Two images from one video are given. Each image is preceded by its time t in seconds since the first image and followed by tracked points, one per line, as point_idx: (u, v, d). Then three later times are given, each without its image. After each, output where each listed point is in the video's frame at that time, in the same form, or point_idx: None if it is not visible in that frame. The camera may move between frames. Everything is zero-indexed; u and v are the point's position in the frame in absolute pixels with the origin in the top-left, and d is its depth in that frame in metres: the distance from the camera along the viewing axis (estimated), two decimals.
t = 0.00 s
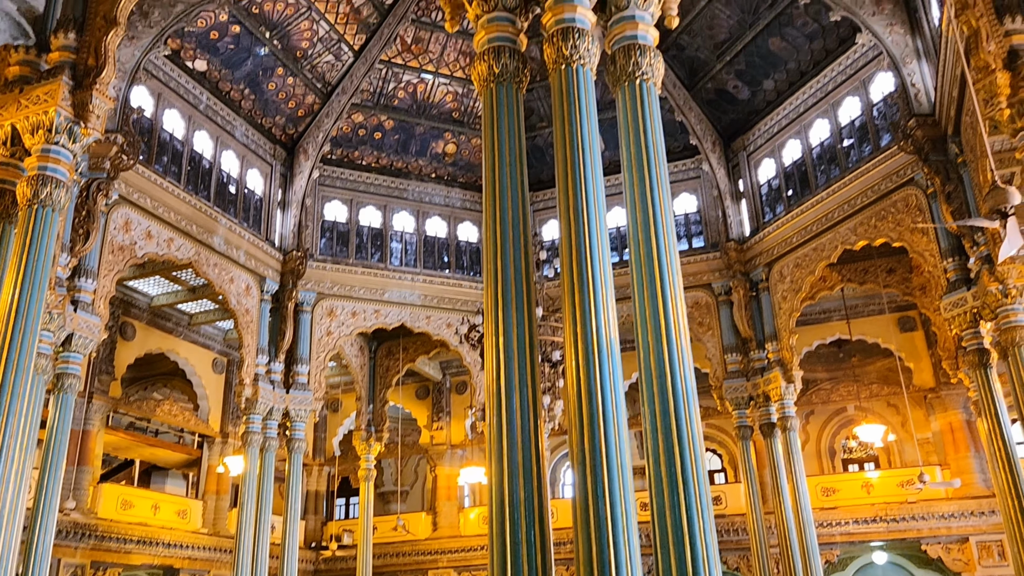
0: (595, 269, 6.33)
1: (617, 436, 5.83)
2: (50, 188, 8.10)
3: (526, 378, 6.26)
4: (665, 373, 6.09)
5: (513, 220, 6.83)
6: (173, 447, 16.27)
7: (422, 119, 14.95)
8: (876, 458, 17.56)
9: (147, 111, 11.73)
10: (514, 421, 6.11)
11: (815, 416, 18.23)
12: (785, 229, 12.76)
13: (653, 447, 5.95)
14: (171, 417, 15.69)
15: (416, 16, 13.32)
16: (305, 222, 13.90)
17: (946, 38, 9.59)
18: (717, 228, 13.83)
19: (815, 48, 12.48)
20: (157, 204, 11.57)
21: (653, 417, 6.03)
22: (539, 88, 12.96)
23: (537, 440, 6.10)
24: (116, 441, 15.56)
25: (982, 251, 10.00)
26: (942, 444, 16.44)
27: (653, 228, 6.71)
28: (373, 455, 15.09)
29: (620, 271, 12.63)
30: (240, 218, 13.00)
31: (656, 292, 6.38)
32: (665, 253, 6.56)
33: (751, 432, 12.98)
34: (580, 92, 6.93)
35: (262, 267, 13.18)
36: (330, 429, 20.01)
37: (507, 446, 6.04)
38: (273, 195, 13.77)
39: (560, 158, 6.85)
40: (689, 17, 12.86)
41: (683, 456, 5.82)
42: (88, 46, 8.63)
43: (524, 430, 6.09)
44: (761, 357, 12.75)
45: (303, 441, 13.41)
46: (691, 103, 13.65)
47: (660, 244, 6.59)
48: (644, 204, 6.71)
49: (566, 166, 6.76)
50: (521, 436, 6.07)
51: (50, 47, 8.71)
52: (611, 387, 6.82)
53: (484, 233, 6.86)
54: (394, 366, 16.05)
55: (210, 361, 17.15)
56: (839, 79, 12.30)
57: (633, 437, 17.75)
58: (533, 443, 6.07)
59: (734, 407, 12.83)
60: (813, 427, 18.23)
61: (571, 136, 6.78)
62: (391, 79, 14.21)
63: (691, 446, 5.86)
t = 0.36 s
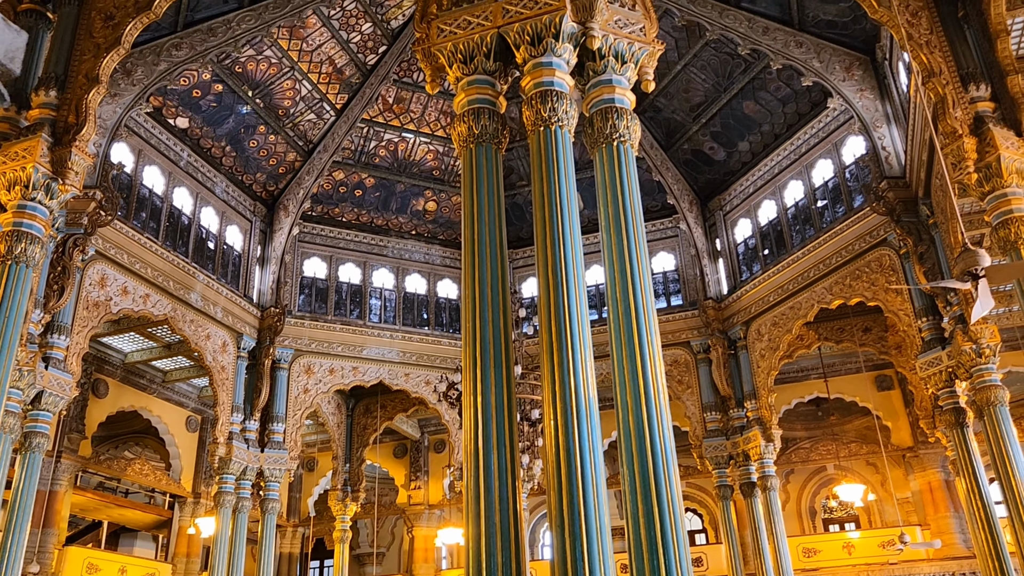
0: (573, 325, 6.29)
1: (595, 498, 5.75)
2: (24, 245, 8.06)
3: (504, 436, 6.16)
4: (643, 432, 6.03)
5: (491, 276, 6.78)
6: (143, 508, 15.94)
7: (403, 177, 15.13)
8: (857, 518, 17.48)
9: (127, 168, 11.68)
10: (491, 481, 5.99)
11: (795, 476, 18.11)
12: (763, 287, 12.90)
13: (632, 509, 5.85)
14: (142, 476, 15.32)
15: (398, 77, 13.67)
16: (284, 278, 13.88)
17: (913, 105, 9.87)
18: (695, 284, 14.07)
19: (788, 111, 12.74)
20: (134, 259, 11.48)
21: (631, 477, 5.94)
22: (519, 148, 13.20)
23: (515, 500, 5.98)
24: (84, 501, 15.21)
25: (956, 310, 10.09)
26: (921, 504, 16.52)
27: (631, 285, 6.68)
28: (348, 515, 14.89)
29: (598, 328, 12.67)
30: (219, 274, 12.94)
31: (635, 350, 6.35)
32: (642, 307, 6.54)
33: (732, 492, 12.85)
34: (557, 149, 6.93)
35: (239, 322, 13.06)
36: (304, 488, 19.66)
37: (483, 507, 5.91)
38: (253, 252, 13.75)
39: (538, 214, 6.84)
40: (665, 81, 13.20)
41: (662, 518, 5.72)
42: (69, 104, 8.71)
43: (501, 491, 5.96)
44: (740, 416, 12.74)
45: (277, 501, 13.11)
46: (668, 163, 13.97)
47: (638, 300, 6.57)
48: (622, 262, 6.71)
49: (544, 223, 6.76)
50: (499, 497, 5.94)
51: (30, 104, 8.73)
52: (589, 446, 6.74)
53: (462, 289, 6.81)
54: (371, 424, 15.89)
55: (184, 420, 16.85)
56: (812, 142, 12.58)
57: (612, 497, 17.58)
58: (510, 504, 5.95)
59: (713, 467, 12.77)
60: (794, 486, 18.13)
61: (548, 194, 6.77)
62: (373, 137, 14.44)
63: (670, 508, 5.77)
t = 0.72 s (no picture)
0: (566, 377, 6.27)
1: (588, 558, 5.64)
2: (15, 289, 8.01)
3: (496, 495, 6.04)
4: (636, 484, 5.95)
5: (484, 335, 6.70)
6: (127, 557, 15.48)
7: (397, 224, 15.25)
8: (852, 571, 17.26)
9: (121, 214, 11.69)
10: (483, 533, 5.89)
11: (789, 528, 17.92)
12: (754, 338, 12.93)
13: (624, 562, 5.76)
14: (125, 525, 15.13)
15: (393, 126, 13.91)
16: (275, 324, 13.87)
17: (901, 159, 10.02)
18: (687, 334, 14.13)
19: (779, 163, 12.89)
20: (126, 304, 11.42)
21: (624, 530, 5.86)
22: (513, 197, 13.34)
23: (506, 553, 5.87)
24: (66, 551, 14.96)
25: (947, 361, 10.13)
26: (916, 558, 16.43)
27: (624, 335, 6.66)
28: (336, 565, 14.60)
29: (591, 377, 12.63)
30: (210, 319, 12.91)
31: (627, 401, 6.32)
32: (636, 371, 6.46)
33: (725, 544, 12.66)
34: (551, 202, 6.98)
35: (229, 369, 12.98)
36: (292, 538, 19.39)
37: (474, 560, 5.80)
38: (245, 298, 13.74)
39: (531, 266, 6.85)
40: (657, 132, 13.43)
41: (654, 571, 5.63)
42: (66, 150, 8.79)
43: (492, 544, 5.86)
44: (733, 467, 12.62)
45: (263, 551, 12.84)
46: (660, 214, 14.22)
47: (631, 349, 6.55)
48: (614, 313, 6.71)
49: (537, 274, 6.77)
50: (489, 550, 5.83)
51: (26, 149, 8.77)
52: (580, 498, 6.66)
53: (456, 338, 6.78)
54: (360, 472, 15.73)
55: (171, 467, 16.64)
56: (802, 194, 12.70)
57: (605, 548, 17.33)
58: (502, 556, 5.83)
59: (707, 518, 12.59)
60: (788, 539, 17.87)
61: (542, 243, 6.80)
62: (368, 185, 14.57)
63: (663, 562, 5.68)
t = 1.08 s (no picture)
0: (564, 423, 6.22)
1: None
2: (13, 329, 7.99)
3: (492, 543, 5.95)
4: (635, 533, 5.87)
5: (483, 396, 6.58)
6: None
7: (396, 267, 15.31)
8: None
9: (121, 254, 11.72)
10: None
11: None
12: (753, 384, 12.89)
13: None
14: (118, 566, 16.58)
15: (394, 170, 14.06)
16: (273, 366, 13.85)
17: (898, 208, 10.11)
18: (686, 379, 14.11)
19: (776, 210, 12.97)
20: (123, 344, 11.38)
21: None
22: (512, 240, 13.43)
23: None
24: None
25: (947, 410, 10.10)
26: None
27: (622, 381, 6.63)
28: None
29: (589, 422, 12.56)
30: (207, 360, 12.86)
31: (626, 448, 6.26)
32: (635, 417, 6.42)
33: None
34: (549, 247, 7.01)
35: (225, 411, 12.89)
36: None
37: None
38: (242, 339, 13.73)
39: (529, 311, 6.85)
40: (655, 178, 13.56)
41: None
42: (69, 192, 8.87)
43: None
44: (733, 515, 12.48)
45: None
46: (658, 259, 14.33)
47: (629, 395, 6.52)
48: (613, 359, 6.69)
49: (536, 319, 6.77)
50: None
51: (29, 191, 8.84)
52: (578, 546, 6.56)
53: (453, 383, 6.74)
54: (355, 517, 15.54)
55: (163, 509, 16.42)
56: (800, 240, 12.76)
57: None
58: None
59: (706, 567, 12.37)
60: None
61: (540, 288, 6.82)
62: (368, 228, 14.66)
63: None
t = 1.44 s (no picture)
0: (566, 455, 6.16)
1: None
2: (14, 357, 7.96)
3: None
4: (637, 568, 5.78)
5: (484, 428, 6.53)
6: None
7: (398, 296, 15.32)
8: None
9: (124, 282, 11.74)
10: None
11: None
12: (756, 416, 12.84)
13: None
14: None
15: (397, 200, 14.13)
16: (273, 395, 13.80)
17: (899, 241, 10.15)
18: (688, 411, 14.09)
19: (778, 242, 12.99)
20: (124, 373, 11.35)
21: None
22: (514, 271, 13.47)
23: None
24: None
25: (952, 443, 10.00)
26: None
27: (624, 413, 6.58)
28: None
29: (591, 454, 12.49)
30: (207, 389, 12.82)
31: (628, 481, 6.20)
32: (637, 451, 6.36)
33: None
34: (552, 278, 7.00)
35: (225, 440, 12.83)
36: None
37: None
38: (244, 368, 13.72)
39: (532, 342, 6.83)
40: (657, 210, 13.64)
41: None
42: (73, 221, 8.90)
43: None
44: (736, 549, 12.32)
45: None
46: (660, 289, 14.38)
47: (631, 428, 6.48)
48: (615, 391, 6.65)
49: (538, 350, 6.74)
50: None
51: (34, 219, 8.88)
52: None
53: (455, 414, 6.69)
54: (355, 548, 15.39)
55: (161, 540, 16.27)
56: (802, 272, 12.77)
57: None
58: None
59: None
60: None
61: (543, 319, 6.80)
62: (370, 258, 14.70)
63: None
